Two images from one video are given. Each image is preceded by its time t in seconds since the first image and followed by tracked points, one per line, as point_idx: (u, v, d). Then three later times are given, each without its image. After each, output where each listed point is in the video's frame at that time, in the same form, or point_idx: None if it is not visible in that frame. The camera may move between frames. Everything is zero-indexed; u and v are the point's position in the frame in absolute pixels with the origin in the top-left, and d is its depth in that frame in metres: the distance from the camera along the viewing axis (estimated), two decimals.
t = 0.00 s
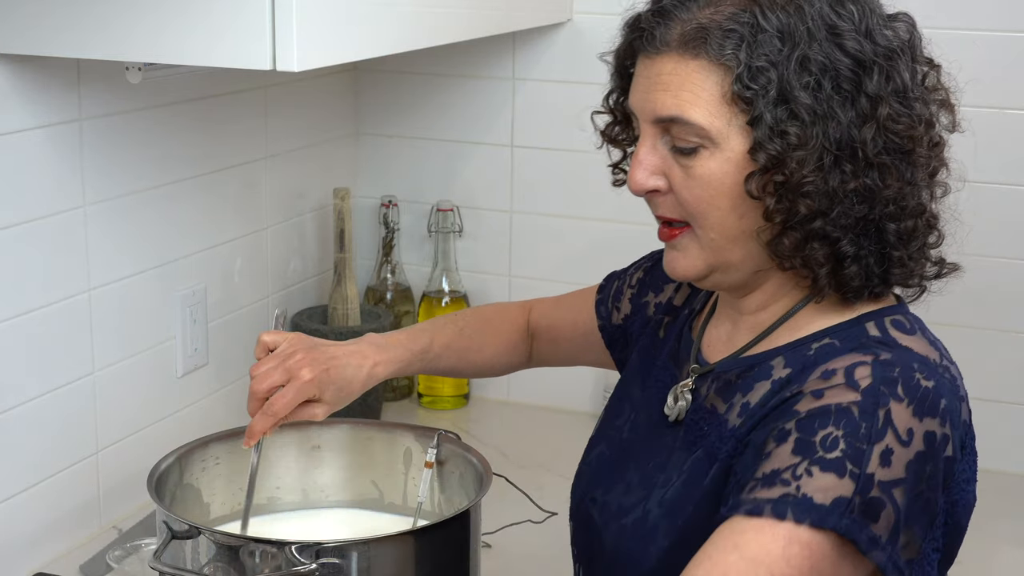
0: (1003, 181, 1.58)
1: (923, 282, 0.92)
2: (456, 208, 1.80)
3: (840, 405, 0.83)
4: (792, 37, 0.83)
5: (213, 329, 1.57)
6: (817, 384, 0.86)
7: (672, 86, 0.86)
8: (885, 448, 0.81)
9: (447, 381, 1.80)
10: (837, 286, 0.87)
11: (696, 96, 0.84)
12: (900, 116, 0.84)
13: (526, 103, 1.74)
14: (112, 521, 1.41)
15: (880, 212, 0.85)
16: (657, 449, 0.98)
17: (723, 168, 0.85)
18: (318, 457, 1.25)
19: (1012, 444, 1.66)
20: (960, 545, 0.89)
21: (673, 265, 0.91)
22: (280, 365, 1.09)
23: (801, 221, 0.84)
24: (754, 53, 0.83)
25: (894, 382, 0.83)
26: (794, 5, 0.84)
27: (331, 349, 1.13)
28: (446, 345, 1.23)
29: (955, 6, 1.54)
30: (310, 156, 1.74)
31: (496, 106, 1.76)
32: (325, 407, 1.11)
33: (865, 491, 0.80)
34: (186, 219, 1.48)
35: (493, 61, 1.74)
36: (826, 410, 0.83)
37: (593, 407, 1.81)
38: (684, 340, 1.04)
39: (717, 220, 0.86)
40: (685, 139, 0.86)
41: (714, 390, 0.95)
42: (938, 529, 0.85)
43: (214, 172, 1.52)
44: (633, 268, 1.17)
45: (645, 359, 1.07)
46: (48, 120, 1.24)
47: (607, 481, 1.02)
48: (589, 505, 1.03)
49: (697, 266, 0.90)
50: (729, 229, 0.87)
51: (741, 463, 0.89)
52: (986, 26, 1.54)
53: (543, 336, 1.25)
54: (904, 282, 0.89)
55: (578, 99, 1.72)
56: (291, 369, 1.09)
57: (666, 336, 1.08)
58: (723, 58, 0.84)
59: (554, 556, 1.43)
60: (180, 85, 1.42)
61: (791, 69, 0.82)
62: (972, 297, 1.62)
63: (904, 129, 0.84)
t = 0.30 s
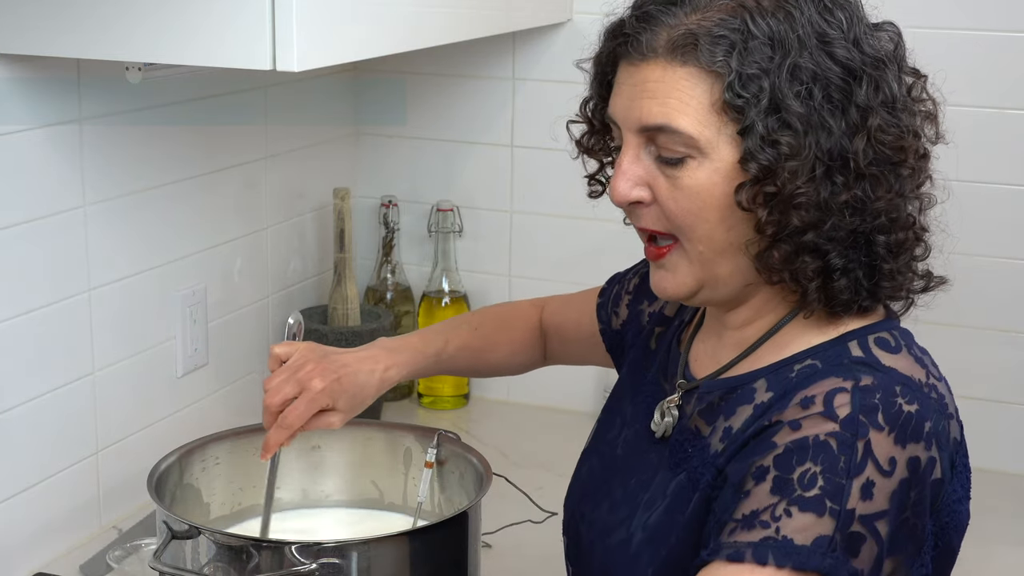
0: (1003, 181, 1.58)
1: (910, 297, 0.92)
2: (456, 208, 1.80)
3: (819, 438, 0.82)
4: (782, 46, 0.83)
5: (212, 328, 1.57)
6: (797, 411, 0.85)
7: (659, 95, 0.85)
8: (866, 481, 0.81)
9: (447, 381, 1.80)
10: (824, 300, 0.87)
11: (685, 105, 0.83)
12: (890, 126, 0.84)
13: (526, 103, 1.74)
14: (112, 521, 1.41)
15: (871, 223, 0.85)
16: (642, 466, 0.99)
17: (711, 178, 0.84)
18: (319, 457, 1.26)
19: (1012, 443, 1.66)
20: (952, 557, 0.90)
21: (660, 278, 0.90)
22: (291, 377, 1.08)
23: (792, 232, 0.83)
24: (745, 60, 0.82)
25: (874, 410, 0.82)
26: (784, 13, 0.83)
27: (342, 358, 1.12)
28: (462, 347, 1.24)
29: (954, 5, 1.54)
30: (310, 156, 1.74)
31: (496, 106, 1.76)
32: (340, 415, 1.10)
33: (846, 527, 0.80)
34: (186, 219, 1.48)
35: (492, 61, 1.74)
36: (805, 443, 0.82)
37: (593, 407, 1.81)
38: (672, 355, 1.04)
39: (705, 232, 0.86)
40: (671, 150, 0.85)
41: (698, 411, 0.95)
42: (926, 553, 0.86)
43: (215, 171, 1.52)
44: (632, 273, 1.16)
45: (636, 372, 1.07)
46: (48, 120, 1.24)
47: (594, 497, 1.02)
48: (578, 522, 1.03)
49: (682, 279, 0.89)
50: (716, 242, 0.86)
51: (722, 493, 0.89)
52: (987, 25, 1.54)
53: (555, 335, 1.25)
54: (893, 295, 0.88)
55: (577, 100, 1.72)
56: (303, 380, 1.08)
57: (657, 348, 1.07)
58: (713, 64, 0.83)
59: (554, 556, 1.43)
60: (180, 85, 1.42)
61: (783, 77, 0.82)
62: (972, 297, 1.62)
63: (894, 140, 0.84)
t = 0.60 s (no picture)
0: (1003, 181, 1.58)
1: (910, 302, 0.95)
2: (456, 208, 1.80)
3: (813, 455, 0.82)
4: (825, 40, 0.83)
5: (212, 328, 1.57)
6: (789, 426, 0.84)
7: (710, 77, 0.82)
8: (861, 498, 0.81)
9: (447, 381, 1.80)
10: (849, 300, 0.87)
11: (741, 88, 0.81)
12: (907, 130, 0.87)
13: (525, 103, 1.74)
14: (112, 521, 1.41)
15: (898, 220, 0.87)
16: (634, 474, 0.99)
17: (760, 165, 0.82)
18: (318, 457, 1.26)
19: (1012, 443, 1.66)
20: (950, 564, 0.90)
21: (676, 271, 0.86)
22: (318, 379, 1.09)
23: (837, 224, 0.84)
24: (797, 49, 0.82)
25: (868, 424, 0.81)
26: (821, 11, 0.85)
27: (363, 355, 1.12)
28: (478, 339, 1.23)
29: (954, 6, 1.54)
30: (310, 156, 1.74)
31: (496, 107, 1.76)
32: (371, 411, 1.10)
33: (841, 545, 0.80)
34: (186, 219, 1.48)
35: (492, 61, 1.74)
36: (798, 460, 0.82)
37: (593, 407, 1.81)
38: (665, 362, 1.03)
39: (740, 223, 0.83)
40: (717, 135, 0.83)
41: (689, 421, 0.94)
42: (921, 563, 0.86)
43: (215, 172, 1.52)
44: (627, 274, 1.16)
45: (628, 377, 1.07)
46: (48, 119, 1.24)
47: (586, 504, 1.03)
48: (570, 527, 1.04)
49: (702, 274, 0.86)
50: (748, 234, 0.84)
51: (715, 508, 0.89)
52: (987, 25, 1.54)
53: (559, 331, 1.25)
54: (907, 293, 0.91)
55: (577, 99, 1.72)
56: (331, 381, 1.08)
57: (649, 353, 1.07)
58: (770, 50, 0.82)
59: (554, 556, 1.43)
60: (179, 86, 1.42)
61: (830, 71, 0.83)
62: (972, 296, 1.62)
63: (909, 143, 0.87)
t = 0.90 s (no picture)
0: (1003, 181, 1.58)
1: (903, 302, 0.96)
2: (455, 208, 1.80)
3: (811, 465, 0.82)
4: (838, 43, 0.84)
5: (213, 328, 1.57)
6: (785, 434, 0.84)
7: (727, 77, 0.82)
8: (860, 508, 0.81)
9: (446, 381, 1.80)
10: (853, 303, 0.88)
11: (757, 89, 0.81)
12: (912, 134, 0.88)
13: (525, 103, 1.74)
14: (112, 521, 1.41)
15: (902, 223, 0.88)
16: (630, 479, 0.99)
17: (774, 168, 0.82)
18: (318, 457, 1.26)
19: (1012, 443, 1.66)
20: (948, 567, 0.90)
21: (684, 273, 0.86)
22: (328, 377, 1.08)
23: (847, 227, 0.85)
24: (812, 51, 0.82)
25: (865, 433, 0.81)
26: (833, 14, 0.85)
27: (371, 349, 1.13)
28: (485, 330, 1.24)
29: (954, 5, 1.54)
30: (310, 156, 1.74)
31: (496, 106, 1.76)
32: (380, 404, 1.11)
33: (840, 555, 0.81)
34: (186, 219, 1.48)
35: (492, 61, 1.74)
36: (796, 470, 0.82)
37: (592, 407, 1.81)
38: (661, 366, 1.04)
39: (751, 225, 0.83)
40: (731, 137, 0.82)
41: (684, 427, 0.94)
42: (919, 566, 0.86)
43: (215, 172, 1.52)
44: (627, 273, 1.16)
45: (625, 379, 1.07)
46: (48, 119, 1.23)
47: (582, 508, 1.03)
48: (566, 531, 1.04)
49: (710, 276, 0.85)
50: (758, 237, 0.84)
51: (713, 516, 0.88)
52: (987, 25, 1.54)
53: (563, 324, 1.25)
54: (908, 294, 0.92)
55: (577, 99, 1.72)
56: (341, 377, 1.09)
57: (645, 355, 1.07)
58: (786, 52, 0.82)
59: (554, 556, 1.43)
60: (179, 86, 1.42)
61: (843, 75, 0.83)
62: (972, 296, 1.62)
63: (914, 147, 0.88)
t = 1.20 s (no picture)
0: (1003, 180, 1.58)
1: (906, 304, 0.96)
2: (455, 208, 1.80)
3: (812, 466, 0.82)
4: (841, 46, 0.83)
5: (212, 328, 1.57)
6: (787, 435, 0.84)
7: (729, 80, 0.82)
8: (861, 510, 0.81)
9: (446, 381, 1.80)
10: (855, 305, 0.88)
11: (759, 93, 0.81)
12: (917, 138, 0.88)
13: (526, 103, 1.74)
14: (112, 521, 1.41)
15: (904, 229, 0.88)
16: (631, 482, 0.99)
17: (774, 171, 0.82)
18: (319, 456, 1.26)
19: (1011, 442, 1.66)
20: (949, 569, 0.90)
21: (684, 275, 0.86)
22: (301, 382, 1.08)
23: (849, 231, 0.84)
24: (816, 55, 0.82)
25: (867, 436, 0.81)
26: (837, 17, 0.85)
27: (346, 356, 1.12)
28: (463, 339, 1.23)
29: (955, 5, 1.54)
30: (310, 155, 1.74)
31: (496, 106, 1.75)
32: (351, 414, 1.11)
33: (840, 555, 0.81)
34: (186, 219, 1.48)
35: (492, 61, 1.74)
36: (797, 472, 0.82)
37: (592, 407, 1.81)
38: (662, 368, 1.04)
39: (750, 228, 0.83)
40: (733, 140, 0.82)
41: (686, 430, 0.94)
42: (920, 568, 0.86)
43: (215, 171, 1.52)
44: (621, 275, 1.15)
45: (626, 380, 1.07)
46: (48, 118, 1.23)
47: (582, 511, 1.02)
48: (567, 532, 1.04)
49: (710, 280, 0.85)
50: (756, 240, 0.84)
51: (714, 517, 0.89)
52: (987, 24, 1.54)
53: (550, 329, 1.24)
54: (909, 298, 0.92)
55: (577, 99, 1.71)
56: (313, 385, 1.08)
57: (646, 357, 1.07)
58: (789, 56, 0.82)
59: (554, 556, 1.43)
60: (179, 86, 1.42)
61: (847, 79, 0.83)
62: (972, 296, 1.62)
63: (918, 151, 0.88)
